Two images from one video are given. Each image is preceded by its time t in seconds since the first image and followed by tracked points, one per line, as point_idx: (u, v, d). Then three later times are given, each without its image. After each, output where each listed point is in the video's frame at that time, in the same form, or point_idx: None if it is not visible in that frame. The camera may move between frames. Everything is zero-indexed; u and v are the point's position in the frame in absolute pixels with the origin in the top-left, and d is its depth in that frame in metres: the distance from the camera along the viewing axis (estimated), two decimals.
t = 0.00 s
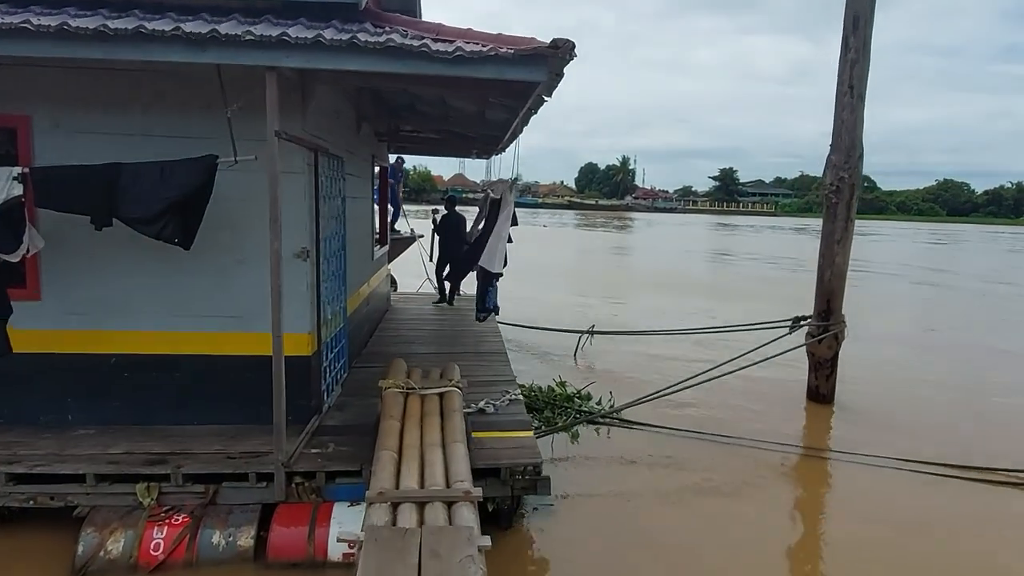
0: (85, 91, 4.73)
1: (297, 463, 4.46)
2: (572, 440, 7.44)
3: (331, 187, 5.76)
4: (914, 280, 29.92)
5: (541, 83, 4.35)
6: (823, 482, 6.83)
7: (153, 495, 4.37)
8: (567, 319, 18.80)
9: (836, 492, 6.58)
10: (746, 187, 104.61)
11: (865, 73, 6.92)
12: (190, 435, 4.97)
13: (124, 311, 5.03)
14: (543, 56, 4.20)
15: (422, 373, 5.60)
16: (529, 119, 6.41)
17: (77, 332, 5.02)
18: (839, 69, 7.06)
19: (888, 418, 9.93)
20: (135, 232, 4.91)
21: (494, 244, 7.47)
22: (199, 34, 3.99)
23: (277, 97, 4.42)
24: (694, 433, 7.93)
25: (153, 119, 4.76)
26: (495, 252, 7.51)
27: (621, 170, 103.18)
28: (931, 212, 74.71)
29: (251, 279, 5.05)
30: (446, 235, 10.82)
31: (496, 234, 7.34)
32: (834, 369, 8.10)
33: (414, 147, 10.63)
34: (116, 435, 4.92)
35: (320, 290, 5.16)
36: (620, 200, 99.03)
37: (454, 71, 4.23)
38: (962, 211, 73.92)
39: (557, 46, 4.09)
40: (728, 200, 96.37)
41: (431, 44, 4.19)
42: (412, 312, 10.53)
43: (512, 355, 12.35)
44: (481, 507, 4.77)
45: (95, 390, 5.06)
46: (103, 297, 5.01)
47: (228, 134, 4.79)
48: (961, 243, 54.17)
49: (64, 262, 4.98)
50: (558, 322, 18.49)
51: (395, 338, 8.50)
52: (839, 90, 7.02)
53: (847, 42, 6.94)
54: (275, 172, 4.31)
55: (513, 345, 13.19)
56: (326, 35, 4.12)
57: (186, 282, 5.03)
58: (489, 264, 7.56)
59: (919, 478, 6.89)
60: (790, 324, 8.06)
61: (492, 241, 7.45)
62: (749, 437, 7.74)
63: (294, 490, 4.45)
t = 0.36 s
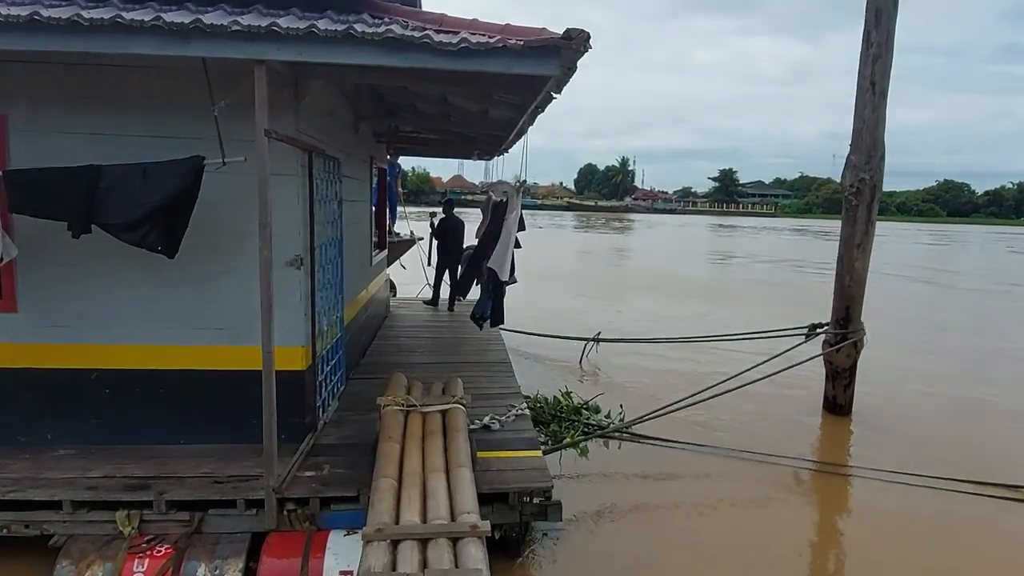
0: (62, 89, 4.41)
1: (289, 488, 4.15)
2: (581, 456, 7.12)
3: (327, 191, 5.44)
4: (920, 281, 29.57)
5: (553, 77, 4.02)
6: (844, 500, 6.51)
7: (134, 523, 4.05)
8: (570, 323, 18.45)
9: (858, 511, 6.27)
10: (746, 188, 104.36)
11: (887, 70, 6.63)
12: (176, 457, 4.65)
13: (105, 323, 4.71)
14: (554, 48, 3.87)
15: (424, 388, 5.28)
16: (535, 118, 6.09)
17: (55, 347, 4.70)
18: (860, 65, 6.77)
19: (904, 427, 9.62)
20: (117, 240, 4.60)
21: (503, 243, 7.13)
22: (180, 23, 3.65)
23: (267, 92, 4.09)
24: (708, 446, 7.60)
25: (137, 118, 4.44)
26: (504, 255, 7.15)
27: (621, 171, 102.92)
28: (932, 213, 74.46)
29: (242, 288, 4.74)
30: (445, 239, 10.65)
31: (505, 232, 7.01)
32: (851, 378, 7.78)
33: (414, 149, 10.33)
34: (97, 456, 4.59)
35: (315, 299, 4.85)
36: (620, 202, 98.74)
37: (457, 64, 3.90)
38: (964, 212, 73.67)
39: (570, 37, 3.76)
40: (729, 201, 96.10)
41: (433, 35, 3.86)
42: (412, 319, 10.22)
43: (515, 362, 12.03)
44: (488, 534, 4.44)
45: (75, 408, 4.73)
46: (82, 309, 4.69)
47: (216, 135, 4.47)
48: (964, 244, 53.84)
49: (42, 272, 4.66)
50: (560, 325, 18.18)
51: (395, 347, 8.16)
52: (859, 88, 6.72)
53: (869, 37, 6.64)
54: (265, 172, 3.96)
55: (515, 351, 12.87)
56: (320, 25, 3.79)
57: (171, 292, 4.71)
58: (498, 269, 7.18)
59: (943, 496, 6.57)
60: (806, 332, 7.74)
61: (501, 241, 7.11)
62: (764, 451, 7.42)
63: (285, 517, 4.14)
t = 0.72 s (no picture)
0: (24, 79, 4.04)
1: (270, 517, 3.79)
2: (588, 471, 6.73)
3: (315, 191, 5.09)
4: (923, 284, 29.20)
5: (560, 68, 3.66)
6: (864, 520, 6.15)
7: (99, 555, 3.70)
8: (569, 325, 18.09)
9: (880, 533, 5.92)
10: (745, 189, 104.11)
11: (910, 65, 6.28)
12: (150, 479, 4.28)
13: (72, 334, 4.35)
14: (562, 34, 3.50)
15: (419, 403, 4.91)
16: (539, 113, 5.73)
17: (17, 359, 4.34)
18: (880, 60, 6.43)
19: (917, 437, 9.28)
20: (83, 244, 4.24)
21: (517, 249, 6.69)
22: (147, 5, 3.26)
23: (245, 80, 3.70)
24: (718, 460, 7.24)
25: (106, 112, 4.08)
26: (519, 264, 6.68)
27: (619, 172, 102.62)
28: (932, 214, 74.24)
29: (222, 296, 4.38)
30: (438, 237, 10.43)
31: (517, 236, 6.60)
32: (868, 388, 7.41)
33: (409, 147, 9.97)
34: (64, 478, 4.23)
35: (301, 308, 4.48)
36: (618, 202, 98.44)
37: (455, 52, 3.54)
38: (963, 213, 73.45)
39: (579, 21, 3.38)
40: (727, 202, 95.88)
41: (428, 19, 3.49)
42: (408, 323, 9.85)
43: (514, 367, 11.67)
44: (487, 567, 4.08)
45: (40, 425, 4.37)
46: (47, 318, 4.33)
47: (190, 131, 4.11)
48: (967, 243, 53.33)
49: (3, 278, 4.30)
50: (560, 328, 17.84)
51: (390, 354, 7.80)
52: (880, 84, 6.38)
53: (891, 29, 6.30)
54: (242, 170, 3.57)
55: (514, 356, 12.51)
56: (303, 8, 3.42)
57: (144, 301, 4.36)
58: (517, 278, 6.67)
59: (968, 515, 6.22)
60: (820, 339, 7.38)
61: (515, 247, 6.67)
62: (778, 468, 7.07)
63: (266, 549, 3.78)
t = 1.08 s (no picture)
0: None
1: (250, 551, 3.46)
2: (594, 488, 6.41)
3: (304, 194, 4.75)
4: (929, 285, 28.82)
5: (569, 59, 3.32)
6: (885, 541, 5.83)
7: None
8: (571, 329, 17.75)
9: (904, 555, 5.59)
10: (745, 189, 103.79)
11: (934, 62, 5.95)
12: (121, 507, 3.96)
13: (37, 350, 4.01)
14: (574, 21, 3.15)
15: (416, 423, 4.56)
16: (542, 111, 5.40)
17: None
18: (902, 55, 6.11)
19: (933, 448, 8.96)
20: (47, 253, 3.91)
21: (531, 256, 6.38)
22: None
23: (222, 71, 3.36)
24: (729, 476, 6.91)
25: (71, 110, 3.75)
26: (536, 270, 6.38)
27: (619, 172, 102.28)
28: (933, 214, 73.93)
29: (200, 309, 4.05)
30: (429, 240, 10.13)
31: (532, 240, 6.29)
32: (887, 399, 7.08)
33: (406, 147, 9.63)
34: (29, 507, 3.90)
35: (287, 320, 4.15)
36: (618, 203, 98.11)
37: (455, 42, 3.20)
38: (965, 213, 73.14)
39: (592, 6, 3.01)
40: (727, 202, 95.55)
41: (424, 5, 3.15)
42: (405, 329, 9.53)
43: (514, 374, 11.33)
44: None
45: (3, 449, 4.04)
46: (9, 334, 3.99)
47: (164, 130, 3.78)
48: (969, 244, 53.01)
49: None
50: (562, 331, 17.50)
51: (387, 364, 7.46)
52: (902, 82, 6.05)
53: (914, 24, 5.96)
54: (218, 171, 3.22)
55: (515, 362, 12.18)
56: None
57: (115, 314, 4.03)
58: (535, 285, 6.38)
59: (996, 537, 5.89)
60: (836, 348, 7.05)
61: (529, 254, 6.35)
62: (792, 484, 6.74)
63: None
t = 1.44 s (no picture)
0: None
1: None
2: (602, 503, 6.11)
3: (297, 191, 4.44)
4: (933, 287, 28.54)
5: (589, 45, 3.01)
6: (908, 562, 5.54)
7: None
8: (572, 331, 17.46)
9: None
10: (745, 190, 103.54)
11: (964, 55, 5.75)
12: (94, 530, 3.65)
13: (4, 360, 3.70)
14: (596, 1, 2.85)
15: (415, 438, 4.25)
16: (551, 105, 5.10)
17: None
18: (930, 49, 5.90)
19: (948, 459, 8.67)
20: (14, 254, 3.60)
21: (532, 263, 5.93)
22: None
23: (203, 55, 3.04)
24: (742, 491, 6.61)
25: (40, 98, 3.44)
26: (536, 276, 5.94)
27: (619, 172, 102.02)
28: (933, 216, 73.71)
29: (181, 316, 3.74)
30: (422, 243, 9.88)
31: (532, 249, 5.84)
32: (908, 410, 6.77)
33: (406, 144, 9.33)
34: None
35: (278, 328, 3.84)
36: (618, 203, 97.84)
37: (465, 23, 2.89)
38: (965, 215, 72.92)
39: None
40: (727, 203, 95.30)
41: None
42: (404, 333, 9.21)
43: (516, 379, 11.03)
44: None
45: None
46: None
47: (141, 121, 3.47)
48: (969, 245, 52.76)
49: None
50: (563, 333, 17.20)
51: (384, 370, 7.16)
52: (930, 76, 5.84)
53: (944, 16, 5.76)
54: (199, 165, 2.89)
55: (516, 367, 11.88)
56: None
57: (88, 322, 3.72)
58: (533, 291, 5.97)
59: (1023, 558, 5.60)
60: (854, 356, 6.76)
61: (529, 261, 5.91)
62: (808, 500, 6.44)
63: None
